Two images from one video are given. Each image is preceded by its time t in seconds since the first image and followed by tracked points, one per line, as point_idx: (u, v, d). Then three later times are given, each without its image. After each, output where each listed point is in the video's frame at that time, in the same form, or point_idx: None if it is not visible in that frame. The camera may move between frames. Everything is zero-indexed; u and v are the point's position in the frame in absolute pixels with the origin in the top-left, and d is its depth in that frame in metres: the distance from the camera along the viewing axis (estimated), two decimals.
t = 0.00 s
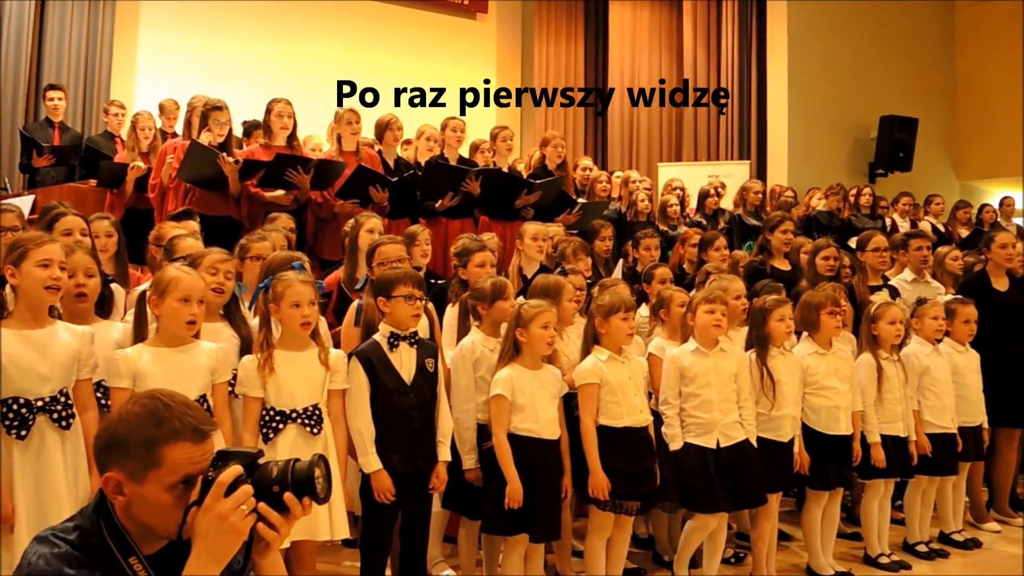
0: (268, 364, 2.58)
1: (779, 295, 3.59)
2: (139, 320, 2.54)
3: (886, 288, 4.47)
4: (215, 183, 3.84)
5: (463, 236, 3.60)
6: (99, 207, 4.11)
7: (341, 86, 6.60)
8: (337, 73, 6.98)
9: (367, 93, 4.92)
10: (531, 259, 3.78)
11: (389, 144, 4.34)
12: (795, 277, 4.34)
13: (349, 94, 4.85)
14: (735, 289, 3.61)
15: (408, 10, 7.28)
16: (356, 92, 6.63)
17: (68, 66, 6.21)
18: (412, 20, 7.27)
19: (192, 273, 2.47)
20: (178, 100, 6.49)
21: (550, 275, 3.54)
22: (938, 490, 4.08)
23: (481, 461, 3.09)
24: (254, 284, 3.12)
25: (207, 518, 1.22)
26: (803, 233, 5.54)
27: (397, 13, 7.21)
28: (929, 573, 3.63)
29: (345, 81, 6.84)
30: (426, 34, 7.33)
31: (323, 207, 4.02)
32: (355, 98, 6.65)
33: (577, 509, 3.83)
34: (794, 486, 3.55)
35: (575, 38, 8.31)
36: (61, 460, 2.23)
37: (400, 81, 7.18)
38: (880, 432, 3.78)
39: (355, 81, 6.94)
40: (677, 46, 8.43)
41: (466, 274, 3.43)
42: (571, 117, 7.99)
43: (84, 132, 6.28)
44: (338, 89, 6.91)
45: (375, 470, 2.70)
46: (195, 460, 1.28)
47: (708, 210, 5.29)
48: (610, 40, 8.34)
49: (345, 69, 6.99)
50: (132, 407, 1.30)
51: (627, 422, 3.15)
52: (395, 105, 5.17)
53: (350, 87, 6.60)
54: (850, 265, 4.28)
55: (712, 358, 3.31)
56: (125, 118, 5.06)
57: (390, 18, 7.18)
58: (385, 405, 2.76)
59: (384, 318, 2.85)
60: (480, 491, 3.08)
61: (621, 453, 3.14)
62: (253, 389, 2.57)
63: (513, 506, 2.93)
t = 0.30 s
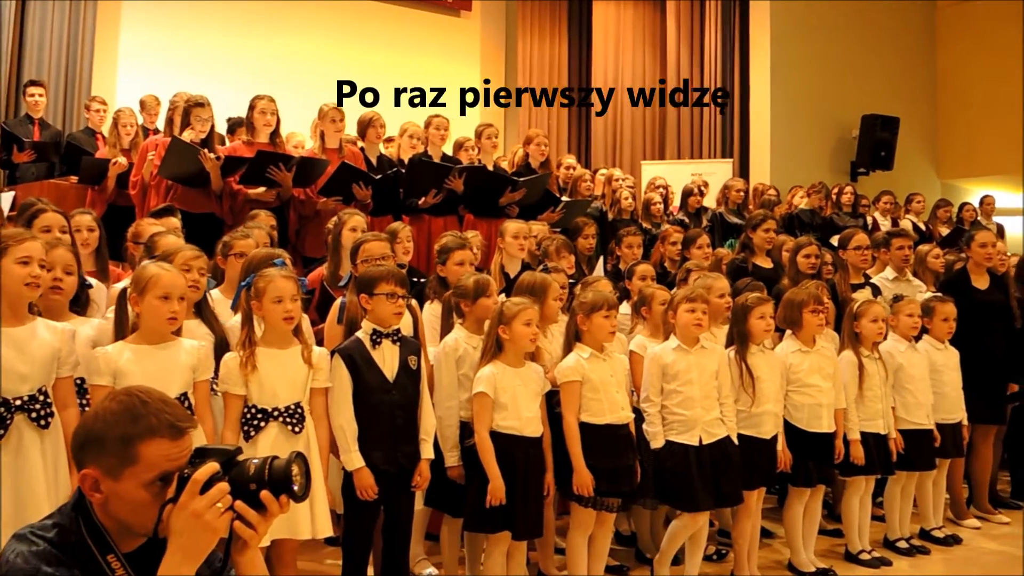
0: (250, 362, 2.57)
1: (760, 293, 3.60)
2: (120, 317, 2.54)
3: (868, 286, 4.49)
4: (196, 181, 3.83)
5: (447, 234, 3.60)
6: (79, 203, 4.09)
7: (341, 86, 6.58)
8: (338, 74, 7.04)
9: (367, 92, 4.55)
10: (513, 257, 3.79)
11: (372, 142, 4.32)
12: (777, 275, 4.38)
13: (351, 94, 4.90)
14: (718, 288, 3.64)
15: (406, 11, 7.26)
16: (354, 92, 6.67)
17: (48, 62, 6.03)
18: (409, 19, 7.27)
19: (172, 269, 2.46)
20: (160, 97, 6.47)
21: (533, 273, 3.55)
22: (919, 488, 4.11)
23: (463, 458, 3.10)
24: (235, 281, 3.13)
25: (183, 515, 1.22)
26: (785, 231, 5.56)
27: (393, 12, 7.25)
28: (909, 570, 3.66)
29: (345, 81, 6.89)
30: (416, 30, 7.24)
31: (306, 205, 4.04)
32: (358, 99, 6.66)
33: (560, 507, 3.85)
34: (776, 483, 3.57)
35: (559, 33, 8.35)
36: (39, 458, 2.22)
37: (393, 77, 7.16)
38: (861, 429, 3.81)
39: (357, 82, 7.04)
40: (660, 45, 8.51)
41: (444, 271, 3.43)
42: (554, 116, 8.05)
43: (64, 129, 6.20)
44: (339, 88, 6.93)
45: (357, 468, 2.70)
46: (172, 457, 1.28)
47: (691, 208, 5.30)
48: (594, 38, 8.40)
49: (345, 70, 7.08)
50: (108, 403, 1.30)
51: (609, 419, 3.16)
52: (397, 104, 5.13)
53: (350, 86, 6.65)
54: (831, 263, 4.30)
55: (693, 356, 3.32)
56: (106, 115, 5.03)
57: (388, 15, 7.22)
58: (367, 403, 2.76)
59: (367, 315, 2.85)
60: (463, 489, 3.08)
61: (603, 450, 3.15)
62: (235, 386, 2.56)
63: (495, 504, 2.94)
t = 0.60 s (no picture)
0: (228, 358, 2.57)
1: (739, 293, 3.62)
2: (97, 312, 2.53)
3: (847, 287, 4.53)
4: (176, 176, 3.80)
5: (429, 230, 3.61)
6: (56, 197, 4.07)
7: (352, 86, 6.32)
8: (325, 74, 7.07)
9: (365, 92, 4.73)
10: (495, 254, 3.80)
11: (353, 138, 4.30)
12: (757, 275, 4.41)
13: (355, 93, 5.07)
14: (702, 288, 3.77)
15: (406, 11, 7.43)
16: (356, 94, 6.70)
17: (27, 53, 5.99)
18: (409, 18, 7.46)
19: (149, 264, 2.46)
20: (140, 90, 6.42)
21: (515, 270, 3.55)
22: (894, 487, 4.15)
23: (442, 456, 3.09)
24: (215, 277, 3.11)
25: (154, 512, 1.21)
26: (766, 232, 5.60)
27: (392, 11, 7.36)
28: (884, 569, 3.70)
29: (345, 81, 6.96)
30: (415, 29, 7.45)
31: (287, 201, 4.04)
32: (357, 97, 6.68)
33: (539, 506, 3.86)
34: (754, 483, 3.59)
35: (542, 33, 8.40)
36: (11, 455, 2.21)
37: (392, 76, 7.27)
38: (837, 429, 3.85)
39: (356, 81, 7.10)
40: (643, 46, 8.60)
41: (421, 268, 3.44)
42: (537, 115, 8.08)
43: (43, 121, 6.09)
44: (339, 87, 6.99)
45: (331, 465, 2.70)
46: (144, 453, 1.27)
47: (672, 207, 5.33)
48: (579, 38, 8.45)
49: (340, 68, 7.12)
50: (79, 399, 1.29)
51: (587, 417, 3.17)
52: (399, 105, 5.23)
53: (350, 87, 6.74)
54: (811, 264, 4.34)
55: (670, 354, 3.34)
56: (86, 108, 4.99)
57: (386, 15, 7.33)
58: (344, 400, 2.76)
59: (347, 312, 2.85)
60: (441, 487, 3.08)
61: (580, 449, 3.16)
62: (212, 383, 2.55)
63: (474, 501, 2.94)
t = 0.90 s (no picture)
0: (207, 358, 2.56)
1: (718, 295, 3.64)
2: (75, 312, 2.51)
3: (826, 288, 4.56)
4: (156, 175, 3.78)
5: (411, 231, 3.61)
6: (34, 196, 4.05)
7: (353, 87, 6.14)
8: (303, 77, 7.11)
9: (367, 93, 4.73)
10: (476, 255, 3.80)
11: (335, 138, 4.30)
12: (737, 276, 4.44)
13: (351, 94, 5.02)
14: (682, 289, 3.80)
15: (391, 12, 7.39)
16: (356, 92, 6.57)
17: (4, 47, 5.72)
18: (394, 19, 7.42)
19: (127, 264, 2.44)
20: (120, 88, 6.39)
21: (496, 271, 3.55)
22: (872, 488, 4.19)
23: (421, 457, 3.10)
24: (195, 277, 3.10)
25: (129, 513, 1.20)
26: (746, 233, 5.63)
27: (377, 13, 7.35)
28: (862, 568, 3.73)
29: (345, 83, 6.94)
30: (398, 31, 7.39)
31: (268, 200, 4.04)
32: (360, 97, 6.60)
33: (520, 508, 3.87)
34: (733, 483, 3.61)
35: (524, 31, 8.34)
36: None
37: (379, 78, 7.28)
38: (815, 429, 3.88)
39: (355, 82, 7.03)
40: (624, 47, 8.66)
41: (402, 269, 3.44)
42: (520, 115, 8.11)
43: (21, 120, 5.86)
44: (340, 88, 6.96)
45: (309, 465, 2.70)
46: (119, 454, 1.26)
47: (654, 209, 5.35)
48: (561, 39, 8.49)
49: (319, 73, 7.16)
50: (54, 399, 1.27)
51: (566, 418, 3.19)
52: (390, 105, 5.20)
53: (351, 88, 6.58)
54: (790, 265, 4.37)
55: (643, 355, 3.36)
56: (65, 106, 4.97)
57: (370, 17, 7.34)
58: (322, 400, 2.76)
59: (325, 312, 2.84)
60: (420, 487, 3.08)
61: (559, 449, 3.17)
62: (191, 383, 2.55)
63: (454, 502, 2.95)
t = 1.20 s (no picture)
0: (185, 361, 2.55)
1: (697, 299, 3.65)
2: (52, 315, 2.50)
3: (807, 292, 4.59)
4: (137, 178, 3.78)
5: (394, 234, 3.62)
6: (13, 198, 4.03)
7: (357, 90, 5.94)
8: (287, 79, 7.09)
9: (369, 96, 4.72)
10: (459, 260, 3.81)
11: (318, 141, 4.30)
12: (719, 280, 4.47)
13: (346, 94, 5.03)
14: (663, 293, 3.82)
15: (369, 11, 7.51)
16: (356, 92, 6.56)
17: None
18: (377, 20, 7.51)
19: (106, 266, 2.43)
20: (102, 89, 6.36)
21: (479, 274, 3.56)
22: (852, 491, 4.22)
23: (403, 460, 3.10)
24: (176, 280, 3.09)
25: (105, 517, 1.19)
26: (728, 238, 5.67)
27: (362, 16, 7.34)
28: (842, 571, 3.76)
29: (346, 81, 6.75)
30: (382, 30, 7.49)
31: (250, 204, 4.03)
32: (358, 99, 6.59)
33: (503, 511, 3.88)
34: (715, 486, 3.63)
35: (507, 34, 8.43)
36: None
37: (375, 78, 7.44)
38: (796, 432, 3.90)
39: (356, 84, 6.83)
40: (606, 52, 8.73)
41: (388, 272, 3.43)
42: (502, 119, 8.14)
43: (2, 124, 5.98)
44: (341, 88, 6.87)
45: (291, 469, 2.69)
46: (95, 457, 1.25)
47: (636, 213, 5.38)
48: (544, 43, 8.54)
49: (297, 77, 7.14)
50: (29, 402, 1.26)
51: (548, 421, 3.19)
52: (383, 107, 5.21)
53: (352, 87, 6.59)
54: (770, 269, 4.40)
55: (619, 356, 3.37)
56: (45, 108, 4.94)
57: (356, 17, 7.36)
58: (303, 402, 2.75)
59: (305, 315, 2.84)
60: (402, 490, 3.08)
61: (542, 452, 3.18)
62: (169, 385, 2.54)
63: (436, 505, 2.94)
